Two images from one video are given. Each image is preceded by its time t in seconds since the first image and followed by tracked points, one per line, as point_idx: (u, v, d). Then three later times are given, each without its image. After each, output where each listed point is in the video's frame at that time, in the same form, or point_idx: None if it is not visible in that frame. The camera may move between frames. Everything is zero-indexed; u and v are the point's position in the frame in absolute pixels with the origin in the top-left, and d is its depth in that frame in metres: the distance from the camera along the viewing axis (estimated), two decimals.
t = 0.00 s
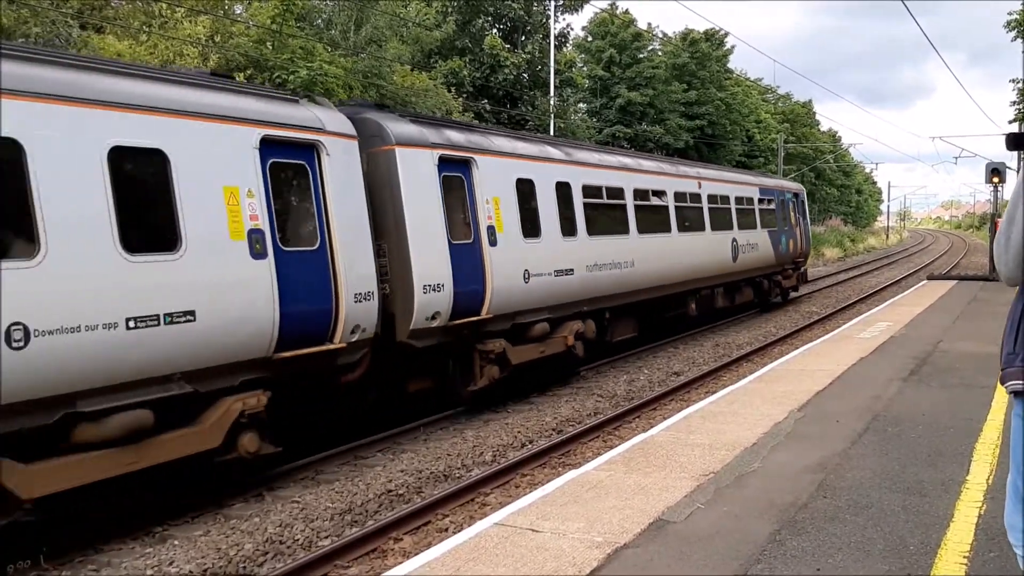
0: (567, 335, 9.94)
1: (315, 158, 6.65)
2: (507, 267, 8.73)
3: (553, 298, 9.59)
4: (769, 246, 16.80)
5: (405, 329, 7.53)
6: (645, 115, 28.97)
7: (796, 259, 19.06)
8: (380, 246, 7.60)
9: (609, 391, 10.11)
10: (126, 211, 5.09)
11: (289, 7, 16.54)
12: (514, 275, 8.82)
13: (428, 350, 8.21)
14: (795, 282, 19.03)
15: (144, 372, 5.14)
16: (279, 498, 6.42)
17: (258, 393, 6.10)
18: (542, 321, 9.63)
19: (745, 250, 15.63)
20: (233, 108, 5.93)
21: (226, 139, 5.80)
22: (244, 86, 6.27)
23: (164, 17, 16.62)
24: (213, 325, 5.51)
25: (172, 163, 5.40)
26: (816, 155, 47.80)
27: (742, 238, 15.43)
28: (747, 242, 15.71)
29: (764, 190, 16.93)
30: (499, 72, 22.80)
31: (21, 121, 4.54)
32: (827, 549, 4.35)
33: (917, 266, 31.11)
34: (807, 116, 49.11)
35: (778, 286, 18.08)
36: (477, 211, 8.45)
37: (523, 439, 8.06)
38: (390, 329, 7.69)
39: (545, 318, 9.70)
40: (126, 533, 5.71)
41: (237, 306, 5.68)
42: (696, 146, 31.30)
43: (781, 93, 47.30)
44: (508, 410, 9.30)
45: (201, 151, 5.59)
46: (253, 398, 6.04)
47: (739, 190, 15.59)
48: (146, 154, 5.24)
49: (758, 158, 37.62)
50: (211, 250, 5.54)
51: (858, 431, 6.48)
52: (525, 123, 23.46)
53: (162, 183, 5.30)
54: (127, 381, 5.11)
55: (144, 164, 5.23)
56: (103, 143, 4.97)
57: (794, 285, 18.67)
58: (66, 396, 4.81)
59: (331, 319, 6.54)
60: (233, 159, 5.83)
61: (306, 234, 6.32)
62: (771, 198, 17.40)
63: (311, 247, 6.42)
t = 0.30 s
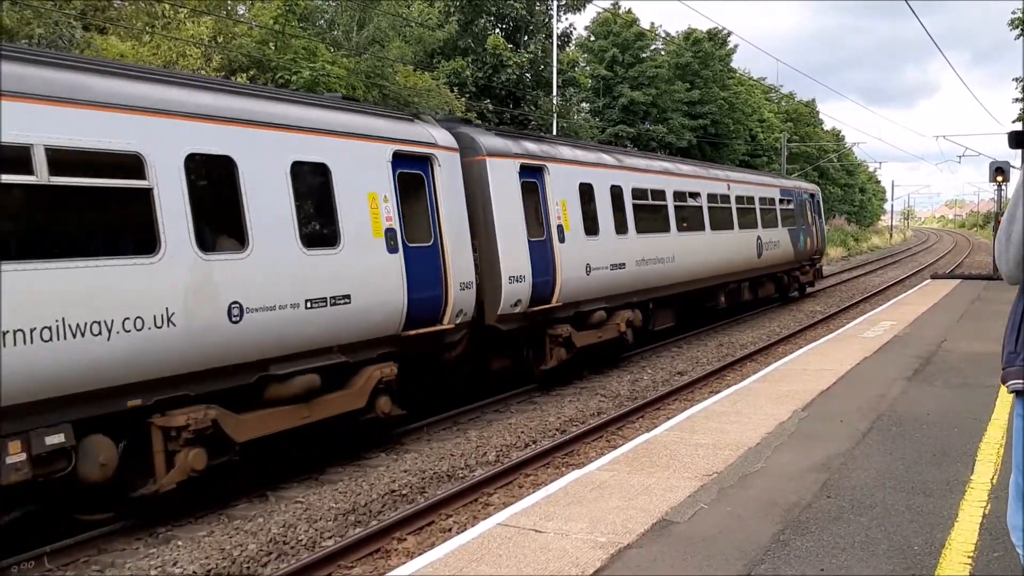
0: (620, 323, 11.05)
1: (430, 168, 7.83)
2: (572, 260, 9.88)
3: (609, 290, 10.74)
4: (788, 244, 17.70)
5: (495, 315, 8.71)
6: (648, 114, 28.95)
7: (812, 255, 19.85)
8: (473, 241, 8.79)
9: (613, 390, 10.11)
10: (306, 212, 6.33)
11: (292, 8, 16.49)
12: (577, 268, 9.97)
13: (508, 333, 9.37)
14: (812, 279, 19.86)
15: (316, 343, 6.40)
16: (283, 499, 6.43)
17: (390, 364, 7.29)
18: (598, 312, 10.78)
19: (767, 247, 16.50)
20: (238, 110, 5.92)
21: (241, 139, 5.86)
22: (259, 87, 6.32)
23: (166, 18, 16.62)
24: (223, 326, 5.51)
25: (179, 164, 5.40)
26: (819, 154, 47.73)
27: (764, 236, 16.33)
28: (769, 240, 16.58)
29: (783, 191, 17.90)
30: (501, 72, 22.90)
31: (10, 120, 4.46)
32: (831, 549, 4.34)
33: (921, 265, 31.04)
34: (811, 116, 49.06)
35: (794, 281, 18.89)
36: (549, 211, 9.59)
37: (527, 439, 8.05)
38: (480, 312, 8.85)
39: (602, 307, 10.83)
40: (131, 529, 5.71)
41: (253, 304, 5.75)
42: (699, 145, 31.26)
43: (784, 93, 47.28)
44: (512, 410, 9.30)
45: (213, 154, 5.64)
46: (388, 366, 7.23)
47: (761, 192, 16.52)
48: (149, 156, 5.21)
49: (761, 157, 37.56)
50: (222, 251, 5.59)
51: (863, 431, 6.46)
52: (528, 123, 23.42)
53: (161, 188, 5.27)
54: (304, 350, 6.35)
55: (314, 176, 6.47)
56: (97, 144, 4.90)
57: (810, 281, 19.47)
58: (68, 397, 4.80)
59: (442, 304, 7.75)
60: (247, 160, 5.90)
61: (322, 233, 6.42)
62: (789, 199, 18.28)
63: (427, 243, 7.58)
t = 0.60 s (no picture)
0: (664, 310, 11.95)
1: (516, 172, 8.80)
2: (628, 252, 10.71)
3: (657, 279, 11.59)
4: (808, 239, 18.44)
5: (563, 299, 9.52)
6: (652, 111, 28.91)
7: (829, 250, 20.49)
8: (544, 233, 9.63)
9: (616, 387, 10.10)
10: (421, 207, 7.30)
11: (296, 5, 16.47)
12: (632, 260, 10.81)
13: (574, 316, 10.29)
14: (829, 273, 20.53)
15: (425, 323, 7.36)
16: (287, 495, 6.43)
17: (487, 339, 8.39)
18: (647, 300, 11.66)
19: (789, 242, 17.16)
20: (251, 108, 5.88)
21: (249, 137, 5.79)
22: (272, 86, 6.28)
23: (170, 14, 16.61)
24: (231, 321, 5.44)
25: (183, 161, 5.33)
26: (823, 151, 47.64)
27: (787, 231, 17.02)
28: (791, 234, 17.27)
29: (803, 188, 18.62)
30: (505, 68, 22.85)
31: (7, 114, 4.41)
32: (836, 545, 4.33)
33: (925, 261, 30.96)
34: (814, 112, 49.00)
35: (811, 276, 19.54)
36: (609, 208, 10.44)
37: (530, 436, 8.04)
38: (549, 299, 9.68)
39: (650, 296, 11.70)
40: (135, 522, 5.69)
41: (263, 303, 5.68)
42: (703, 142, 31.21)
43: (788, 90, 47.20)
44: (516, 407, 9.29)
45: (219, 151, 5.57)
46: (485, 342, 8.33)
47: (785, 189, 17.23)
48: (153, 151, 5.15)
49: (766, 154, 37.48)
50: (230, 248, 5.53)
51: (867, 427, 6.45)
52: (532, 119, 23.37)
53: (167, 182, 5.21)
54: (417, 327, 7.34)
55: (424, 177, 7.42)
56: (99, 138, 4.85)
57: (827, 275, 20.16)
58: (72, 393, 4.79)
59: (523, 289, 8.68)
60: (256, 158, 5.83)
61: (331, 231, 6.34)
62: (809, 196, 18.96)
63: (513, 236, 8.52)
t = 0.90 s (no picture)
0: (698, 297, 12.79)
1: (576, 172, 9.69)
2: (667, 244, 11.51)
3: (692, 270, 12.43)
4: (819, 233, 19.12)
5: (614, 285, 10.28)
6: (648, 106, 28.89)
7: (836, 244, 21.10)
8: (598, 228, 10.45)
9: (615, 384, 10.09)
10: (507, 205, 8.22)
11: None
12: (670, 250, 11.59)
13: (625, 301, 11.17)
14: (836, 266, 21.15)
15: (512, 305, 8.33)
16: (286, 492, 6.40)
17: (556, 320, 9.33)
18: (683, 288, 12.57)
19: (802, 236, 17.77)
20: (253, 104, 5.73)
21: (254, 132, 5.65)
22: (273, 81, 6.11)
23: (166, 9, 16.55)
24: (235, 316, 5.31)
25: (189, 157, 5.19)
26: (818, 147, 47.70)
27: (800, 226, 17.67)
28: (804, 229, 17.89)
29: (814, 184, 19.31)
30: (501, 64, 22.80)
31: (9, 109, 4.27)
32: (845, 543, 4.31)
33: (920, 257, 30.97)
34: (810, 108, 49.06)
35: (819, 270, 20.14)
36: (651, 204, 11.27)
37: (530, 433, 8.02)
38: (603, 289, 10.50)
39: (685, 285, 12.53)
40: (135, 519, 5.65)
41: (269, 299, 5.55)
42: (699, 138, 31.21)
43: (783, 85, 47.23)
44: (515, 403, 9.27)
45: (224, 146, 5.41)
46: (555, 323, 9.27)
47: (799, 185, 17.91)
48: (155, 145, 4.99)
49: (762, 150, 37.48)
50: (364, 240, 6.41)
51: (870, 424, 6.44)
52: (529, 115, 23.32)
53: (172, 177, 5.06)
54: (507, 308, 8.32)
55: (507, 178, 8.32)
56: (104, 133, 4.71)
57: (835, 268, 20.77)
58: (76, 392, 4.72)
59: (586, 277, 9.56)
60: (261, 154, 5.68)
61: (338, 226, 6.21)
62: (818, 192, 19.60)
63: (576, 229, 9.42)
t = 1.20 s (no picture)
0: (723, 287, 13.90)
1: (627, 175, 10.76)
2: (699, 239, 12.58)
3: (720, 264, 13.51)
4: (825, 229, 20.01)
5: (656, 276, 11.35)
6: (644, 104, 28.91)
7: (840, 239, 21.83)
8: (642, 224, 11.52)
9: (617, 382, 10.11)
10: (574, 205, 9.35)
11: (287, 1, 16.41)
12: (702, 245, 12.64)
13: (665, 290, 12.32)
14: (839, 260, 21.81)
15: (579, 292, 9.54)
16: (291, 495, 6.40)
17: (612, 307, 10.51)
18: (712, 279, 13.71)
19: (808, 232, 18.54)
20: (249, 107, 5.68)
21: (251, 135, 5.62)
22: (271, 84, 6.06)
23: (163, 11, 16.52)
24: (231, 319, 5.26)
25: (185, 161, 5.16)
26: (814, 143, 47.79)
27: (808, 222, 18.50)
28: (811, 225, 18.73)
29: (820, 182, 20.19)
30: (498, 64, 22.79)
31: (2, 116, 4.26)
32: (856, 541, 4.33)
33: (918, 251, 31.02)
34: (805, 104, 49.17)
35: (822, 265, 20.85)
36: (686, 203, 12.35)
37: (533, 432, 8.03)
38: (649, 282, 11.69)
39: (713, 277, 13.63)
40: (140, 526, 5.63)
41: (267, 301, 5.51)
42: (695, 135, 31.26)
43: (778, 82, 47.34)
44: (517, 403, 9.27)
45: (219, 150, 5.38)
46: (612, 309, 10.47)
47: (807, 183, 18.79)
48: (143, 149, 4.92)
49: (758, 147, 37.53)
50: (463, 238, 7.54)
51: (876, 420, 6.46)
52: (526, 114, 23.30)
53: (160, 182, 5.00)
54: (575, 296, 9.54)
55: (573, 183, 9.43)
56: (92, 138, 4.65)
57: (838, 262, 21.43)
58: (80, 398, 4.71)
59: (634, 268, 10.68)
60: (256, 156, 5.63)
61: (339, 227, 6.19)
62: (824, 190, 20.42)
63: (627, 226, 10.55)
